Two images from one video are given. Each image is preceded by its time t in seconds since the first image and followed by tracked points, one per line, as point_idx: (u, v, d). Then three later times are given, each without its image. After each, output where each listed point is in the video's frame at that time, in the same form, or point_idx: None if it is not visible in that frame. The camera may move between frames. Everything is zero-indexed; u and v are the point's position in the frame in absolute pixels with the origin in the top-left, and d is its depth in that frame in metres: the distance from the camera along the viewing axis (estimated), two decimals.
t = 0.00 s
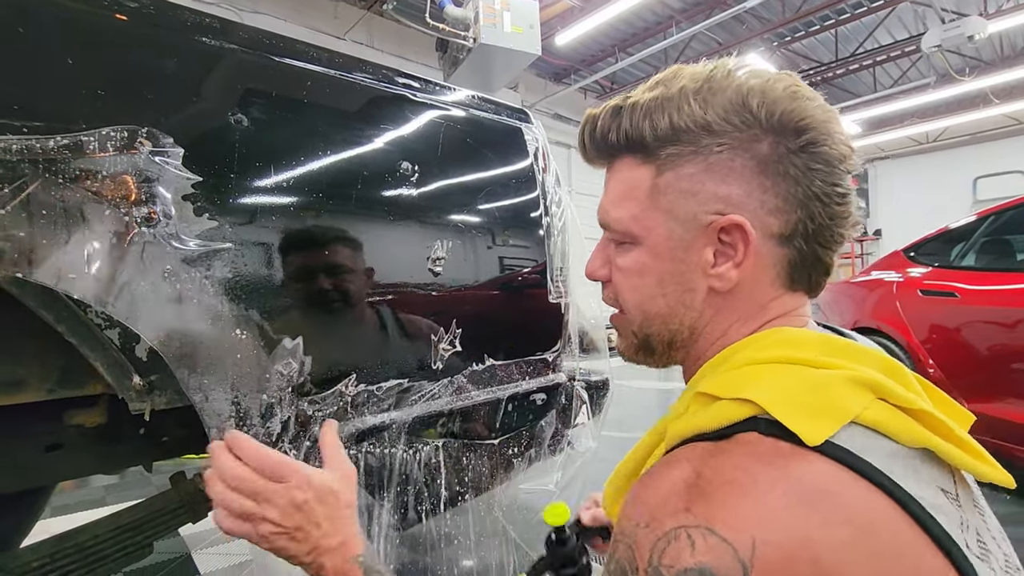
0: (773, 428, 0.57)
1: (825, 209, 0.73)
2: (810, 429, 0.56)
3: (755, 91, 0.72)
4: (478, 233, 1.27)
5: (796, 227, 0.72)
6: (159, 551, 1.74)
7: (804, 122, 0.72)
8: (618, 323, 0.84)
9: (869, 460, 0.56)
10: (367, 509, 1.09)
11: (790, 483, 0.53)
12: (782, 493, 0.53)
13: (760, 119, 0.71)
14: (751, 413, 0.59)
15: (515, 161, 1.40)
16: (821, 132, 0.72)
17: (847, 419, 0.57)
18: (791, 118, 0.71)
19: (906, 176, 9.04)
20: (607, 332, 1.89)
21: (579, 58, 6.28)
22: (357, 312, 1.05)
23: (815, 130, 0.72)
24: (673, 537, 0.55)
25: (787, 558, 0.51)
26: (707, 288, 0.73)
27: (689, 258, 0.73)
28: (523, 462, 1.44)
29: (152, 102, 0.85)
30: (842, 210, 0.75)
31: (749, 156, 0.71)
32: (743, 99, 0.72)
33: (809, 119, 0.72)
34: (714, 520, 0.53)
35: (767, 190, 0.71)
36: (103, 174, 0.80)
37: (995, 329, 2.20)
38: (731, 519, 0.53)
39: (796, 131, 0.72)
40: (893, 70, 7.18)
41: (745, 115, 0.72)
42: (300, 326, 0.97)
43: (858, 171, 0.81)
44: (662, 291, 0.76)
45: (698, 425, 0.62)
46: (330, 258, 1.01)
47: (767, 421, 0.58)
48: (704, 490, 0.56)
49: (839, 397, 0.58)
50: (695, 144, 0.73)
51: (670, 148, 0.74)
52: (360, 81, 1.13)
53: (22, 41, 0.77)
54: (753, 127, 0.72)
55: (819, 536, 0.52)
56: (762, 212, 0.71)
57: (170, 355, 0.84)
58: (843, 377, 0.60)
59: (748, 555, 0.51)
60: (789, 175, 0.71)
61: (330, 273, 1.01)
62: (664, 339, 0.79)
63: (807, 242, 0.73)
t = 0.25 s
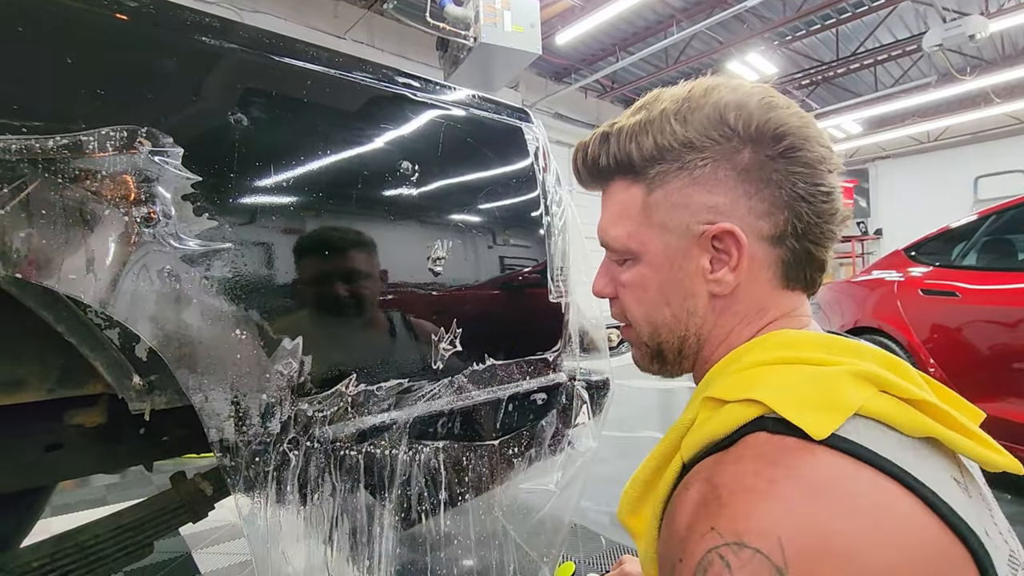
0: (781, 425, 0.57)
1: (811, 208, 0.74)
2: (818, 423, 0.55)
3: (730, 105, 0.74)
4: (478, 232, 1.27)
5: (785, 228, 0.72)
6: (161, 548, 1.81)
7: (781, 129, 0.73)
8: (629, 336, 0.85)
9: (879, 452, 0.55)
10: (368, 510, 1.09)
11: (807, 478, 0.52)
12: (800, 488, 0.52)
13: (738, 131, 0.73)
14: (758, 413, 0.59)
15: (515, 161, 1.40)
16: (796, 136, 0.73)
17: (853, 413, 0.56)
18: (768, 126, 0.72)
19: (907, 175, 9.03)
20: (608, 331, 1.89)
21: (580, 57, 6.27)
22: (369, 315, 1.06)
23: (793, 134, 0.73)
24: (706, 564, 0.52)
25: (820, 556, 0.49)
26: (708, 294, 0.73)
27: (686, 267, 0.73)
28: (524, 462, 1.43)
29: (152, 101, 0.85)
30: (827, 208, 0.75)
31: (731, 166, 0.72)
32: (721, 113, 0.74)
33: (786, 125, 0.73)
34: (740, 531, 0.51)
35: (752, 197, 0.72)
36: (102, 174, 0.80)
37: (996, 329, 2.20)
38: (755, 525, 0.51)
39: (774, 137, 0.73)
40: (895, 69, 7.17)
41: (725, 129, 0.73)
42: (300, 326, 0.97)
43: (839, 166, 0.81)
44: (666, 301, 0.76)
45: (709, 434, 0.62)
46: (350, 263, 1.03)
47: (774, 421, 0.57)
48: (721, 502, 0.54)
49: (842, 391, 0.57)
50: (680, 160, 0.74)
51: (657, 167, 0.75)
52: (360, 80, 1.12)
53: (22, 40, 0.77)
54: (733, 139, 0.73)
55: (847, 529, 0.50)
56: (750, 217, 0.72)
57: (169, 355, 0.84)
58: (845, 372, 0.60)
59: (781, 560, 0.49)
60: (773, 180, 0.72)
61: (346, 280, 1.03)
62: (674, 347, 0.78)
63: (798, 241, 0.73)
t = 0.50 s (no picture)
0: (839, 414, 0.54)
1: (763, 209, 0.73)
2: (875, 409, 0.53)
3: (646, 158, 0.77)
4: (479, 231, 1.27)
5: (748, 237, 0.73)
6: (161, 548, 1.86)
7: (699, 158, 0.75)
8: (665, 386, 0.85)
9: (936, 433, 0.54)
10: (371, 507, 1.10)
11: (880, 459, 0.50)
12: (875, 470, 0.50)
13: (663, 177, 0.75)
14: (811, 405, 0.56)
15: (516, 159, 1.40)
16: (717, 158, 0.75)
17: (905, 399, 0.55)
18: (687, 163, 0.75)
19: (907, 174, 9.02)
20: (609, 330, 1.89)
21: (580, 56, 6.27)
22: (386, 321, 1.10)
23: (712, 157, 0.75)
24: (793, 557, 0.50)
25: (910, 535, 0.47)
26: (710, 322, 0.73)
27: (678, 305, 0.75)
28: (525, 460, 1.43)
29: (155, 99, 0.85)
30: (777, 202, 0.75)
31: (674, 208, 0.75)
32: (642, 170, 0.77)
33: (700, 154, 0.75)
34: (822, 518, 0.50)
35: (709, 223, 0.73)
36: (106, 172, 0.80)
37: (997, 328, 2.21)
38: (837, 514, 0.49)
39: (696, 167, 0.75)
40: (895, 68, 7.16)
41: (655, 180, 0.76)
42: (302, 325, 0.97)
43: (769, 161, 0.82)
44: (680, 345, 0.76)
45: (755, 432, 0.58)
46: (371, 272, 1.07)
47: (831, 410, 0.55)
48: (792, 495, 0.52)
49: (889, 379, 0.56)
50: (632, 222, 0.77)
51: (617, 237, 0.78)
52: (362, 79, 1.13)
53: (26, 38, 0.77)
54: (664, 187, 0.75)
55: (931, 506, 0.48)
56: (715, 240, 0.73)
57: (172, 354, 0.84)
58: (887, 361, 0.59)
59: (871, 540, 0.48)
60: (714, 204, 0.74)
61: (371, 306, 1.07)
62: (705, 386, 0.77)
63: (767, 243, 0.72)
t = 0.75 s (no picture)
0: (868, 406, 0.57)
1: (800, 209, 0.77)
2: (905, 401, 0.56)
3: (691, 150, 0.81)
4: (481, 230, 1.27)
5: (783, 233, 0.76)
6: (166, 546, 1.87)
7: (743, 154, 0.79)
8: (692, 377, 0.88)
9: (962, 424, 0.56)
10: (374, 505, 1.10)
11: (903, 449, 0.53)
12: (899, 459, 0.53)
13: (705, 168, 0.79)
14: (841, 396, 0.59)
15: (519, 158, 1.40)
16: (762, 155, 0.79)
17: (937, 391, 0.58)
18: (729, 157, 0.79)
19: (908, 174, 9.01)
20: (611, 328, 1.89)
21: (581, 56, 6.27)
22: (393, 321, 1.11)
23: (756, 154, 0.79)
24: (805, 535, 0.54)
25: (925, 520, 0.50)
26: (737, 311, 0.76)
27: (710, 292, 0.78)
28: (528, 458, 1.43)
29: (160, 99, 0.86)
30: (817, 205, 0.78)
31: (711, 200, 0.78)
32: (685, 160, 0.81)
33: (746, 150, 0.79)
34: (839, 500, 0.53)
35: (742, 215, 0.77)
36: (112, 172, 0.80)
37: (999, 327, 2.21)
38: (857, 500, 0.52)
39: (739, 162, 0.78)
40: (896, 67, 7.15)
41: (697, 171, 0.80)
42: (306, 324, 0.98)
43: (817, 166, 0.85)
44: (706, 333, 0.80)
45: (787, 421, 0.62)
46: (380, 269, 1.08)
47: (861, 401, 0.58)
48: (816, 481, 0.55)
49: (921, 371, 0.59)
50: (669, 211, 0.81)
51: (653, 223, 0.82)
52: (365, 79, 1.13)
53: (31, 38, 0.77)
54: (704, 178, 0.79)
55: (950, 497, 0.51)
56: (750, 233, 0.77)
57: (177, 352, 0.84)
58: (917, 355, 0.62)
59: (886, 524, 0.51)
60: (753, 198, 0.77)
61: (383, 304, 1.09)
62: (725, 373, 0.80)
63: (800, 241, 0.76)
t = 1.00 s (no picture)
0: (866, 403, 0.57)
1: (860, 211, 0.75)
2: (902, 400, 0.56)
3: (778, 118, 0.76)
4: (482, 230, 1.27)
5: (837, 229, 0.73)
6: (169, 544, 1.89)
7: (826, 140, 0.75)
8: (683, 341, 0.85)
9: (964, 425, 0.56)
10: (376, 504, 1.11)
11: (896, 446, 0.53)
12: (890, 456, 0.53)
13: (788, 141, 0.74)
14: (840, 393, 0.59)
15: (520, 157, 1.40)
16: (843, 146, 0.75)
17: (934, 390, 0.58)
18: (812, 138, 0.75)
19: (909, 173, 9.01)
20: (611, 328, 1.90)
21: (581, 55, 6.26)
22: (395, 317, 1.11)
23: (838, 145, 0.75)
24: (797, 526, 0.54)
25: (915, 514, 0.50)
26: (766, 293, 0.73)
27: (745, 266, 0.74)
28: (528, 457, 1.43)
29: (163, 97, 0.86)
30: (876, 213, 0.76)
31: (782, 173, 0.73)
32: (769, 127, 0.76)
33: (830, 136, 0.75)
34: (831, 492, 0.53)
35: (805, 201, 0.73)
36: (115, 171, 0.80)
37: (1000, 326, 2.21)
38: (848, 496, 0.52)
39: (820, 147, 0.75)
40: (897, 67, 7.15)
41: (774, 142, 0.75)
42: (308, 323, 0.98)
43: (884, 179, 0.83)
44: (724, 302, 0.76)
45: (785, 417, 0.62)
46: (381, 267, 1.08)
47: (857, 399, 0.58)
48: (809, 476, 0.55)
49: (918, 370, 0.59)
50: (733, 171, 0.75)
51: (713, 177, 0.76)
52: (367, 78, 1.13)
53: (34, 36, 0.78)
54: (783, 149, 0.74)
55: (943, 493, 0.51)
56: (803, 220, 0.73)
57: (180, 351, 0.84)
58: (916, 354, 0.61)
59: (876, 517, 0.51)
60: (821, 185, 0.74)
61: (379, 284, 1.07)
62: (732, 349, 0.78)
63: (850, 242, 0.74)
